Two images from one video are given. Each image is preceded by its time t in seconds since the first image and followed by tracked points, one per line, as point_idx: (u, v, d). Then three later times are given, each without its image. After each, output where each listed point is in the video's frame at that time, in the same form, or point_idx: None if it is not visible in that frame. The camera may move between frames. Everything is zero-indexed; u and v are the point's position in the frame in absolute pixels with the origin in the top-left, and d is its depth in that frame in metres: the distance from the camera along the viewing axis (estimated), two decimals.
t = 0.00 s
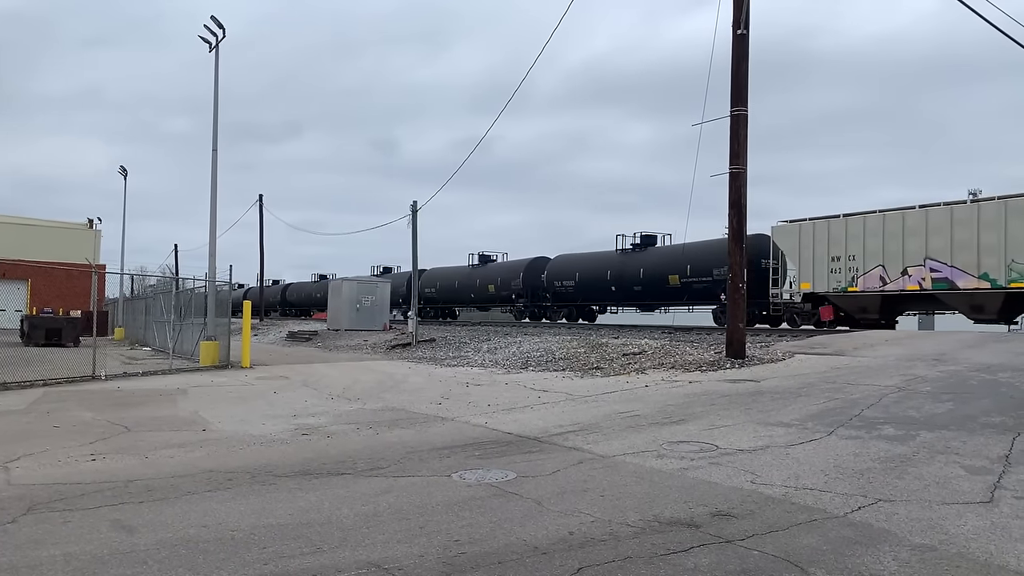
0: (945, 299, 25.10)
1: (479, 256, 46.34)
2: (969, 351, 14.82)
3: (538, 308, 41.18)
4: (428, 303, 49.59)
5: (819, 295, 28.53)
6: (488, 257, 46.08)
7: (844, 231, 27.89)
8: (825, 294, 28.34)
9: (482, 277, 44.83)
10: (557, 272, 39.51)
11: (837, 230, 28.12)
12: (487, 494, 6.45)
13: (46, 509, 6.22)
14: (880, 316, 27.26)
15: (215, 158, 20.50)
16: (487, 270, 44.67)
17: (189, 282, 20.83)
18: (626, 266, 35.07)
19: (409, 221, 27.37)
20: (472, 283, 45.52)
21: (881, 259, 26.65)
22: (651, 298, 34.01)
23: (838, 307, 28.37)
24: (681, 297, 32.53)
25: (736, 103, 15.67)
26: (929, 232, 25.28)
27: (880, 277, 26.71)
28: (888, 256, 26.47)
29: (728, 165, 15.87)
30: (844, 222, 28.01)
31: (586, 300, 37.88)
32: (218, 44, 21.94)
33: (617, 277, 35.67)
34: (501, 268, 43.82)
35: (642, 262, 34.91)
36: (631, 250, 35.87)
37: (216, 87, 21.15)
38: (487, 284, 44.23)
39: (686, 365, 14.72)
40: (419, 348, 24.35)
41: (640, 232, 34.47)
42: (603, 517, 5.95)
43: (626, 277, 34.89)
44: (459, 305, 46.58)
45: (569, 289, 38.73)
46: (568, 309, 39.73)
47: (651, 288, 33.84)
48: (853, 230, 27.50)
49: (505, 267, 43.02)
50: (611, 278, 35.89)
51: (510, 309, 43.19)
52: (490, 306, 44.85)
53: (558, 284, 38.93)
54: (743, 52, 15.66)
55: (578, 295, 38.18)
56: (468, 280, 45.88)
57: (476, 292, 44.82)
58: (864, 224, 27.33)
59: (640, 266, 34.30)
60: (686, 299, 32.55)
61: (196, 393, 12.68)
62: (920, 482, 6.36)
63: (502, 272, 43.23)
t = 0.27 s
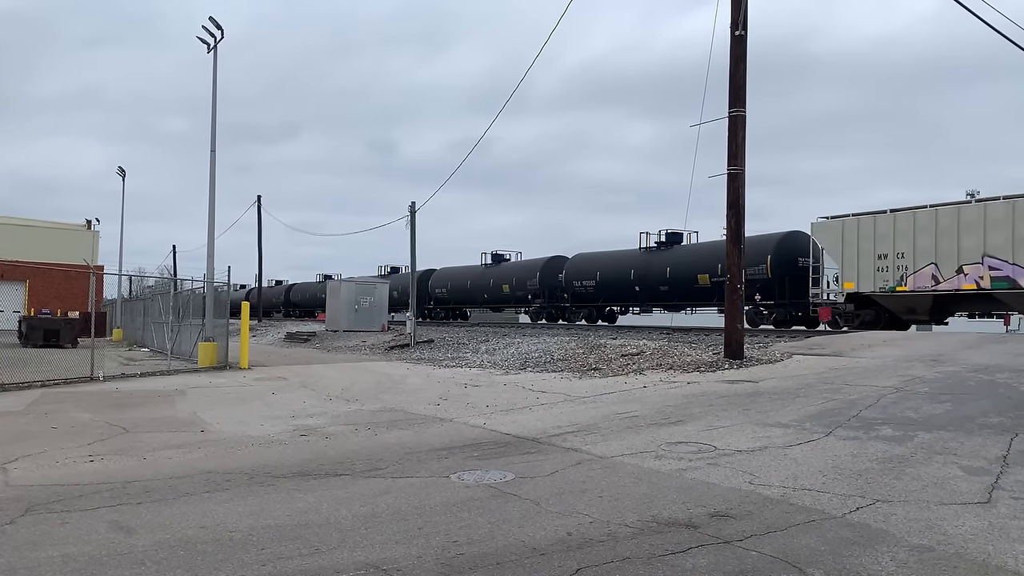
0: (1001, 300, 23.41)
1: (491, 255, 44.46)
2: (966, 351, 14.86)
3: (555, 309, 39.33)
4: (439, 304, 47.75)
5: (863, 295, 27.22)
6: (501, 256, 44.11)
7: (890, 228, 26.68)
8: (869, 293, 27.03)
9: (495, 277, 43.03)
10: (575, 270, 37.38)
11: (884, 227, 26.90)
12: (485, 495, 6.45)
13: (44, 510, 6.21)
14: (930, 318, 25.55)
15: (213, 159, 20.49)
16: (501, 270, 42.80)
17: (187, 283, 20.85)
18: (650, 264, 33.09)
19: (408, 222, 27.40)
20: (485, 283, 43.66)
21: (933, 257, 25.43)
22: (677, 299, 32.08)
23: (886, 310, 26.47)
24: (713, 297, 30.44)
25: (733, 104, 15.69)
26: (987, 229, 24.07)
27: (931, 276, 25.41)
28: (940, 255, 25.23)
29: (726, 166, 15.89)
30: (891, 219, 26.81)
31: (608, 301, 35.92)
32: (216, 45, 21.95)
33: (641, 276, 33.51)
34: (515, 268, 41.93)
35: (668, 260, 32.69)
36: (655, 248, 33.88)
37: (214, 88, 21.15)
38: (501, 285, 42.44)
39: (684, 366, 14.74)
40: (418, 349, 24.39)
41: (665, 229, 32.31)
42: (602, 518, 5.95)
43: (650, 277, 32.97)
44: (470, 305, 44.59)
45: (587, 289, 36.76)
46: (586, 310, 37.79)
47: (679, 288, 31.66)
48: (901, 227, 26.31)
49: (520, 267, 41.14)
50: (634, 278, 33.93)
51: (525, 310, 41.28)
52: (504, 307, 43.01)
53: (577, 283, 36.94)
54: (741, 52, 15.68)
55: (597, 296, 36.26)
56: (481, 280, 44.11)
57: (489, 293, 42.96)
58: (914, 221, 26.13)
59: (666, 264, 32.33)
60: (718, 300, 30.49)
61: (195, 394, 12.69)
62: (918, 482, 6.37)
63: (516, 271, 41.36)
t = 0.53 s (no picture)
0: None
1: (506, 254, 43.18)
2: (964, 351, 14.87)
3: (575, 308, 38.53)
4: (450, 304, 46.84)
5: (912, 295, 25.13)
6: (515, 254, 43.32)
7: (944, 221, 24.30)
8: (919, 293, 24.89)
9: (511, 276, 42.14)
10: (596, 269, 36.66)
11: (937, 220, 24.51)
12: (485, 495, 6.46)
13: (43, 511, 6.21)
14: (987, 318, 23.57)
15: (213, 159, 20.49)
16: (517, 269, 41.94)
17: (186, 283, 20.85)
18: (679, 262, 32.17)
19: (407, 223, 27.43)
20: (500, 282, 42.80)
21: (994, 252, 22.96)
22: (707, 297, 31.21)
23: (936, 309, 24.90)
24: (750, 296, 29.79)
25: (732, 104, 15.69)
26: None
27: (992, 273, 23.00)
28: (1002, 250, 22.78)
29: (725, 166, 15.90)
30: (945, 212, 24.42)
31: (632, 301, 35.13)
32: (215, 45, 21.94)
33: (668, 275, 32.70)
34: (531, 266, 41.13)
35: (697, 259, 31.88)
36: (682, 246, 32.97)
37: (213, 89, 21.15)
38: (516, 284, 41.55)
39: (683, 366, 14.76)
40: (417, 349, 24.41)
41: (695, 226, 31.40)
42: (601, 519, 5.95)
43: (680, 275, 32.03)
44: (484, 305, 43.63)
45: (610, 288, 35.92)
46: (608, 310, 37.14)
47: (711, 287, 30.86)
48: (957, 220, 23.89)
49: (537, 266, 40.33)
50: (661, 276, 33.00)
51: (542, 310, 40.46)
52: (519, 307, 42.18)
53: (600, 282, 36.02)
54: (739, 53, 15.69)
55: (621, 295, 35.36)
56: (496, 279, 43.25)
57: (505, 292, 42.07)
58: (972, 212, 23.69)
59: (695, 263, 31.42)
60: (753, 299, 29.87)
61: (194, 395, 12.70)
62: (916, 482, 6.37)
63: (533, 270, 40.56)
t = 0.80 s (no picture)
0: None
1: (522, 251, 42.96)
2: (963, 351, 14.86)
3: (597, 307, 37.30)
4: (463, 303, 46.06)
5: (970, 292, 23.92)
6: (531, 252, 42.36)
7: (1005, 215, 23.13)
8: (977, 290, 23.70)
9: (528, 275, 40.87)
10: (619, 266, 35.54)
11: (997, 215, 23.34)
12: (483, 495, 6.45)
13: (41, 511, 6.20)
14: None
15: (212, 159, 20.48)
16: (534, 267, 40.69)
17: (185, 283, 20.83)
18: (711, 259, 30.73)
19: (406, 223, 27.44)
20: (516, 281, 41.48)
21: None
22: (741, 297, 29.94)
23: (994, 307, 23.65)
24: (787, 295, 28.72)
25: (731, 104, 15.69)
26: None
27: None
28: None
29: (724, 166, 15.90)
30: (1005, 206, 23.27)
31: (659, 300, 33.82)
32: (214, 45, 21.91)
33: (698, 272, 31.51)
34: (548, 264, 39.90)
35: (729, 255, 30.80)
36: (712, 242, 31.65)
37: (212, 89, 21.12)
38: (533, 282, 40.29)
39: (682, 366, 14.76)
40: (416, 349, 24.43)
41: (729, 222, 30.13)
42: (600, 518, 5.96)
43: (711, 274, 30.63)
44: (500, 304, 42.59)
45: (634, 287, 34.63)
46: (631, 311, 35.96)
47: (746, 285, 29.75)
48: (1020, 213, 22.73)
49: (556, 264, 39.13)
50: (690, 274, 31.56)
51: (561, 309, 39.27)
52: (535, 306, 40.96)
53: (624, 281, 34.70)
54: (738, 52, 15.69)
55: (646, 294, 33.98)
56: (511, 278, 41.96)
57: (522, 290, 40.83)
58: None
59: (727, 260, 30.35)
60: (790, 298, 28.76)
61: (193, 395, 12.68)
62: (915, 482, 6.37)
63: (552, 268, 39.36)
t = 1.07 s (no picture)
0: None
1: (537, 250, 42.16)
2: (962, 351, 14.87)
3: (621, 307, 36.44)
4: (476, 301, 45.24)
5: None
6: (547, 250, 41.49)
7: None
8: None
9: (547, 273, 39.91)
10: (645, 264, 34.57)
11: None
12: (483, 495, 6.45)
13: (39, 511, 6.20)
14: None
15: (211, 158, 20.46)
16: (553, 265, 39.72)
17: (184, 283, 20.81)
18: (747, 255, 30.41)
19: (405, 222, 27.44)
20: (534, 280, 40.50)
21: None
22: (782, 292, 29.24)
23: None
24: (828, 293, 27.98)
25: (730, 104, 15.69)
26: None
27: None
28: None
29: (723, 165, 15.90)
30: None
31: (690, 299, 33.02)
32: (213, 44, 21.89)
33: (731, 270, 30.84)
34: (567, 262, 39.01)
35: (766, 253, 30.15)
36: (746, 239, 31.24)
37: (211, 88, 21.11)
38: (552, 281, 39.34)
39: (681, 366, 14.76)
40: (415, 348, 24.43)
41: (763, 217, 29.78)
42: (599, 517, 5.97)
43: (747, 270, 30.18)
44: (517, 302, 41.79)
45: (661, 286, 33.58)
46: (657, 310, 35.08)
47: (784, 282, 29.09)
48: None
49: (576, 262, 38.22)
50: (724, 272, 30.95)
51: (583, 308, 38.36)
52: (554, 305, 40.00)
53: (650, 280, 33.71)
54: (737, 52, 15.69)
55: (674, 294, 33.10)
56: (528, 276, 40.97)
57: (541, 289, 39.99)
58: None
59: (765, 257, 29.84)
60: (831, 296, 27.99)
61: (191, 395, 12.67)
62: (914, 481, 6.37)
63: (572, 266, 38.47)
